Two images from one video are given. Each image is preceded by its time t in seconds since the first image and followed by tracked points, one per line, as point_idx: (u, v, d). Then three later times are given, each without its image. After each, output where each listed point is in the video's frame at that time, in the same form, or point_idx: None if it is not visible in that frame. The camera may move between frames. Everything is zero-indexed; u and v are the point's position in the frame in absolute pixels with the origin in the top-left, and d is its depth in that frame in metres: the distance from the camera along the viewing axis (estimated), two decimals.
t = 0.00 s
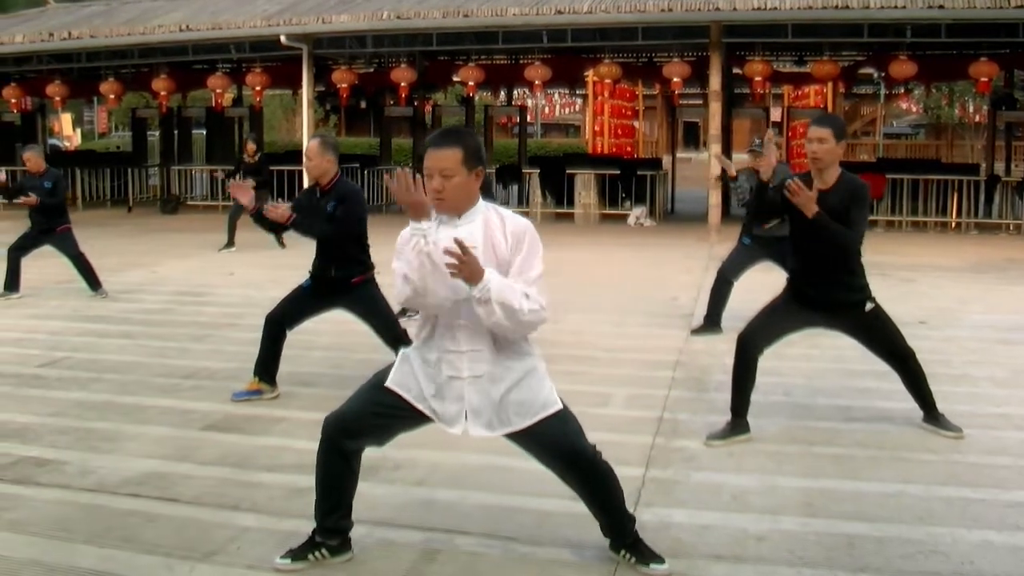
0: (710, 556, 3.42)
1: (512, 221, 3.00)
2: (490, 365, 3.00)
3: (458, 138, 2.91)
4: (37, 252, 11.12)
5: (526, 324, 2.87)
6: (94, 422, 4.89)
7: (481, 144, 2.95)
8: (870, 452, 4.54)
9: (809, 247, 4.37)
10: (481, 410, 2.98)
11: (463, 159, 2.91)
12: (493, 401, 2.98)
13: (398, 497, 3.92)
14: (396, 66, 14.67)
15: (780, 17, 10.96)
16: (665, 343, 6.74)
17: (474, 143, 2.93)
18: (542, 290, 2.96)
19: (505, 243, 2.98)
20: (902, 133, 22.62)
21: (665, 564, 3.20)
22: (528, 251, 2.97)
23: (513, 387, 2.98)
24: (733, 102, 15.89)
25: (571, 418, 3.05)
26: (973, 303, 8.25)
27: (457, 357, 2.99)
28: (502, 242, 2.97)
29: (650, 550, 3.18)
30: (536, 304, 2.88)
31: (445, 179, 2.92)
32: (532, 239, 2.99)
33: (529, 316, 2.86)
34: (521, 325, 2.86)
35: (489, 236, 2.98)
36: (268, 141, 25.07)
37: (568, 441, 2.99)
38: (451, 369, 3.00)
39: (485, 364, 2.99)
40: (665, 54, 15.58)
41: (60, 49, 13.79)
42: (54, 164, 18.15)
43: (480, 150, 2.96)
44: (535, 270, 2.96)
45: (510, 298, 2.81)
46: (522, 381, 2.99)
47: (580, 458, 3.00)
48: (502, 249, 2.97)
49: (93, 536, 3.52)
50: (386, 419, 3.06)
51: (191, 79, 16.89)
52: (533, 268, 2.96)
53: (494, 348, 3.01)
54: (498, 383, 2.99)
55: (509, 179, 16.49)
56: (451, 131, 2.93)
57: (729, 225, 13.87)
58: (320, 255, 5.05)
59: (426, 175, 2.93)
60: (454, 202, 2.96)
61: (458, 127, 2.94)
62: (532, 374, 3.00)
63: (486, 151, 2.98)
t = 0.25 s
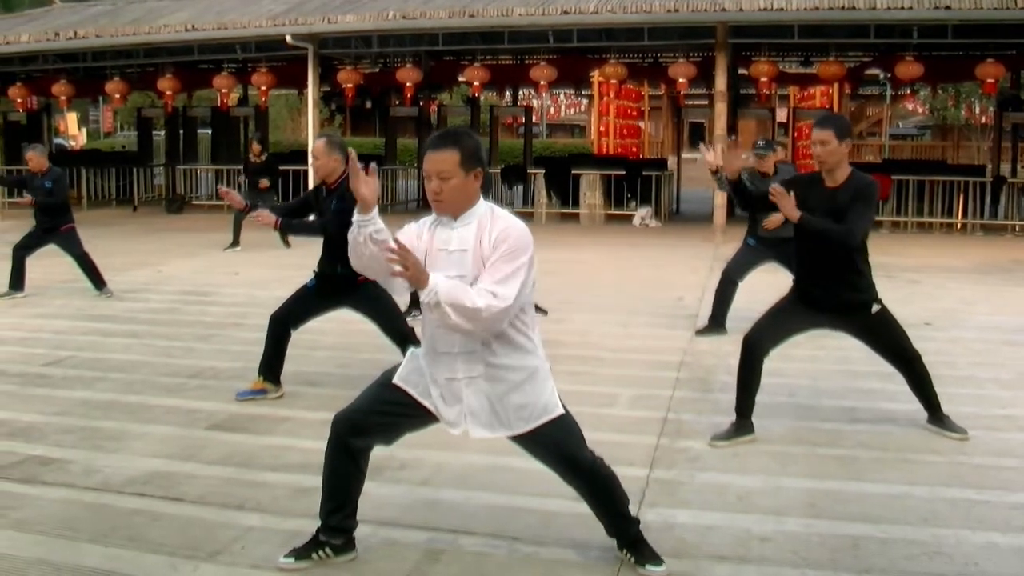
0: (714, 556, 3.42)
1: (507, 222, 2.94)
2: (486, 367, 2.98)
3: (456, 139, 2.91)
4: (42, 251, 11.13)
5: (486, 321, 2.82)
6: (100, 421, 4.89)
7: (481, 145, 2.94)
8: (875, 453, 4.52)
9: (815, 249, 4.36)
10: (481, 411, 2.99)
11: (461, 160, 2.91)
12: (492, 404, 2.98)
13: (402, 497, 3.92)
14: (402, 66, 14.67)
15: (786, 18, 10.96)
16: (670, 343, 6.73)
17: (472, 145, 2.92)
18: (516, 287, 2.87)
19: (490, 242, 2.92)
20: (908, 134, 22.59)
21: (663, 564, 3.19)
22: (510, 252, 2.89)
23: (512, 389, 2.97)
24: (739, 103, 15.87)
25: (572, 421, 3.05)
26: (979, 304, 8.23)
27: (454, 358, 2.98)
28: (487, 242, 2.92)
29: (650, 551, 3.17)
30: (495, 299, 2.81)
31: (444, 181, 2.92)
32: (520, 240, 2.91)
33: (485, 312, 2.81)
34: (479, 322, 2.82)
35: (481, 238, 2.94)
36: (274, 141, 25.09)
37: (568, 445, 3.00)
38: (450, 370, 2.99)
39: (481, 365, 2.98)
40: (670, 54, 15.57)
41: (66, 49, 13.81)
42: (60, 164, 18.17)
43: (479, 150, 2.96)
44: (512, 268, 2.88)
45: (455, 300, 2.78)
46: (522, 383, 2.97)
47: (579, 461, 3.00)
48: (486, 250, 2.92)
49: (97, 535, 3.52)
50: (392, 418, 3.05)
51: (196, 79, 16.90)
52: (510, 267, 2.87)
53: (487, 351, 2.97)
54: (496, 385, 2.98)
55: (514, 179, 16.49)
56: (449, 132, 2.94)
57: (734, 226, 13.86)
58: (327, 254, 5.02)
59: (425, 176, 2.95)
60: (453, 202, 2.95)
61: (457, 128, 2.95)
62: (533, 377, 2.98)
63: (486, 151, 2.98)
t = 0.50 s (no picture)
0: (720, 557, 3.41)
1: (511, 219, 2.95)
2: (490, 366, 2.98)
3: (462, 137, 2.91)
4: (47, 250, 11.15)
5: (475, 314, 2.81)
6: (105, 420, 4.89)
7: (487, 143, 2.94)
8: (882, 454, 4.51)
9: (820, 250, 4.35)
10: (485, 411, 2.99)
11: (467, 159, 2.90)
12: (496, 404, 2.98)
13: (407, 496, 3.92)
14: (408, 66, 14.66)
15: (792, 17, 10.93)
16: (675, 343, 6.72)
17: (478, 143, 2.91)
18: (508, 278, 2.85)
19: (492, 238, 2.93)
20: (914, 134, 22.54)
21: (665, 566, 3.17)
22: (512, 246, 2.89)
23: (516, 389, 2.97)
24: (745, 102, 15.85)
25: (576, 422, 3.05)
26: (985, 304, 8.21)
27: (459, 357, 2.98)
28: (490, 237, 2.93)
29: (652, 552, 3.16)
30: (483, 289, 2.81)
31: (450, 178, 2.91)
32: (524, 235, 2.92)
33: (470, 305, 2.80)
34: (466, 318, 2.80)
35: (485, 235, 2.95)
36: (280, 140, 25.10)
37: (572, 445, 3.00)
38: (454, 370, 2.99)
39: (484, 364, 2.97)
40: (676, 54, 15.54)
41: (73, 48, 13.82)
42: (66, 163, 18.20)
43: (485, 149, 2.95)
44: (508, 260, 2.87)
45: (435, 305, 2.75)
46: (526, 384, 2.97)
47: (583, 462, 3.00)
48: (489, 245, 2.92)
49: (103, 534, 3.52)
50: (397, 417, 3.05)
51: (202, 78, 16.91)
52: (508, 260, 2.87)
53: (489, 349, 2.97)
54: (499, 385, 2.98)
55: (520, 179, 16.48)
56: (455, 131, 2.93)
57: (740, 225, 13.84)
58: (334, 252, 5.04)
59: (432, 175, 2.94)
60: (458, 200, 2.94)
61: (463, 128, 2.94)
62: (538, 377, 2.99)
63: (492, 151, 2.97)
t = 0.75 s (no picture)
0: (724, 558, 3.40)
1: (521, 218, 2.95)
2: (497, 366, 2.97)
3: (470, 140, 2.89)
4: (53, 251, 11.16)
5: (482, 321, 2.82)
6: (111, 420, 4.90)
7: (496, 143, 2.92)
8: (887, 455, 4.50)
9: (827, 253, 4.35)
10: (492, 410, 2.98)
11: (478, 161, 2.89)
12: (503, 403, 2.97)
13: (411, 497, 3.92)
14: (413, 67, 14.66)
15: (797, 18, 10.92)
16: (680, 345, 6.71)
17: (488, 144, 2.90)
18: (515, 278, 2.85)
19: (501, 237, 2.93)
20: (920, 135, 22.51)
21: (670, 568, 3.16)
22: (521, 246, 2.89)
23: (524, 389, 2.97)
24: (750, 103, 15.84)
25: (582, 421, 3.05)
26: (991, 306, 8.19)
27: (466, 358, 2.97)
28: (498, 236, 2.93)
29: (657, 554, 3.14)
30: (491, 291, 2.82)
31: (461, 182, 2.90)
32: (533, 234, 2.91)
33: (476, 310, 2.80)
34: (474, 325, 2.81)
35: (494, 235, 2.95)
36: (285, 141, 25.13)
37: (579, 444, 2.99)
38: (461, 370, 2.98)
39: (491, 365, 2.97)
40: (681, 55, 15.53)
41: (79, 49, 13.85)
42: (71, 163, 18.23)
43: (495, 149, 2.94)
44: (514, 260, 2.86)
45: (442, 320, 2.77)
46: (532, 384, 2.97)
47: (590, 462, 3.00)
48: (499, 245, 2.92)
49: (108, 534, 3.52)
50: (403, 419, 3.05)
51: (207, 79, 16.93)
52: (515, 260, 2.87)
53: (496, 349, 2.96)
54: (506, 385, 2.97)
55: (525, 180, 16.48)
56: (463, 133, 2.92)
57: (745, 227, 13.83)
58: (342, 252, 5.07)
59: (443, 180, 2.93)
60: (472, 203, 2.95)
61: (470, 129, 2.92)
62: (545, 378, 2.99)
63: (502, 149, 2.95)
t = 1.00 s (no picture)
0: (727, 558, 3.40)
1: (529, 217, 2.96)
2: (503, 366, 2.98)
3: (477, 139, 2.88)
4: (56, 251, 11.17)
5: (505, 336, 2.84)
6: (114, 420, 4.90)
7: (502, 141, 2.92)
8: (891, 455, 4.50)
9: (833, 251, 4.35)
10: (497, 410, 3.00)
11: (486, 160, 2.89)
12: (507, 403, 2.98)
13: (414, 496, 3.92)
14: (416, 66, 14.67)
15: (801, 17, 10.91)
16: (683, 344, 6.71)
17: (494, 142, 2.90)
18: (529, 284, 2.87)
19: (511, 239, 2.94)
20: (924, 134, 22.48)
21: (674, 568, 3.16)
22: (533, 248, 2.90)
23: (529, 387, 2.98)
24: (753, 102, 15.83)
25: (587, 417, 3.06)
26: (994, 305, 8.18)
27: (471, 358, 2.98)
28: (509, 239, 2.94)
29: (661, 554, 3.14)
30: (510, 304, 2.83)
31: (471, 182, 2.91)
32: (543, 234, 2.92)
33: (499, 326, 2.82)
34: (498, 342, 2.83)
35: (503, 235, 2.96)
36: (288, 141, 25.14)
37: (583, 442, 2.99)
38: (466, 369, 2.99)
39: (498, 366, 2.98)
40: (684, 54, 15.52)
41: (83, 49, 13.87)
42: (75, 163, 18.25)
43: (502, 147, 2.94)
44: (527, 262, 2.88)
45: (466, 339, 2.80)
46: (536, 381, 2.98)
47: (595, 460, 2.99)
48: (510, 246, 2.93)
49: (111, 534, 3.52)
50: (406, 420, 3.04)
51: (211, 79, 16.94)
52: (528, 264, 2.88)
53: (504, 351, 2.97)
54: (511, 384, 2.98)
55: (528, 179, 16.49)
56: (469, 132, 2.91)
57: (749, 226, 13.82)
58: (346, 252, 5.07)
59: (452, 180, 2.93)
60: (483, 202, 2.95)
61: (475, 127, 2.92)
62: (550, 375, 3.00)
63: (508, 146, 2.96)
